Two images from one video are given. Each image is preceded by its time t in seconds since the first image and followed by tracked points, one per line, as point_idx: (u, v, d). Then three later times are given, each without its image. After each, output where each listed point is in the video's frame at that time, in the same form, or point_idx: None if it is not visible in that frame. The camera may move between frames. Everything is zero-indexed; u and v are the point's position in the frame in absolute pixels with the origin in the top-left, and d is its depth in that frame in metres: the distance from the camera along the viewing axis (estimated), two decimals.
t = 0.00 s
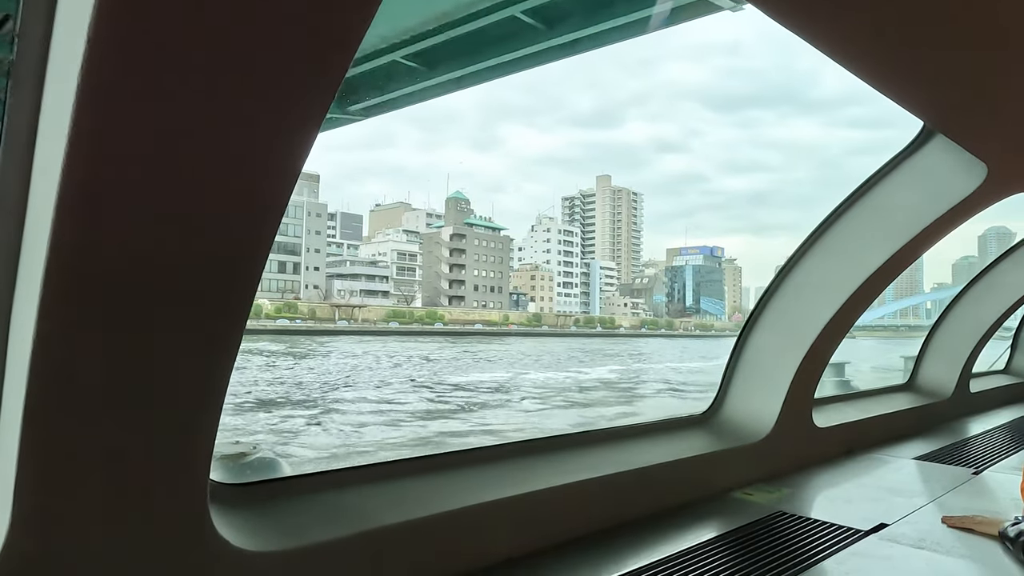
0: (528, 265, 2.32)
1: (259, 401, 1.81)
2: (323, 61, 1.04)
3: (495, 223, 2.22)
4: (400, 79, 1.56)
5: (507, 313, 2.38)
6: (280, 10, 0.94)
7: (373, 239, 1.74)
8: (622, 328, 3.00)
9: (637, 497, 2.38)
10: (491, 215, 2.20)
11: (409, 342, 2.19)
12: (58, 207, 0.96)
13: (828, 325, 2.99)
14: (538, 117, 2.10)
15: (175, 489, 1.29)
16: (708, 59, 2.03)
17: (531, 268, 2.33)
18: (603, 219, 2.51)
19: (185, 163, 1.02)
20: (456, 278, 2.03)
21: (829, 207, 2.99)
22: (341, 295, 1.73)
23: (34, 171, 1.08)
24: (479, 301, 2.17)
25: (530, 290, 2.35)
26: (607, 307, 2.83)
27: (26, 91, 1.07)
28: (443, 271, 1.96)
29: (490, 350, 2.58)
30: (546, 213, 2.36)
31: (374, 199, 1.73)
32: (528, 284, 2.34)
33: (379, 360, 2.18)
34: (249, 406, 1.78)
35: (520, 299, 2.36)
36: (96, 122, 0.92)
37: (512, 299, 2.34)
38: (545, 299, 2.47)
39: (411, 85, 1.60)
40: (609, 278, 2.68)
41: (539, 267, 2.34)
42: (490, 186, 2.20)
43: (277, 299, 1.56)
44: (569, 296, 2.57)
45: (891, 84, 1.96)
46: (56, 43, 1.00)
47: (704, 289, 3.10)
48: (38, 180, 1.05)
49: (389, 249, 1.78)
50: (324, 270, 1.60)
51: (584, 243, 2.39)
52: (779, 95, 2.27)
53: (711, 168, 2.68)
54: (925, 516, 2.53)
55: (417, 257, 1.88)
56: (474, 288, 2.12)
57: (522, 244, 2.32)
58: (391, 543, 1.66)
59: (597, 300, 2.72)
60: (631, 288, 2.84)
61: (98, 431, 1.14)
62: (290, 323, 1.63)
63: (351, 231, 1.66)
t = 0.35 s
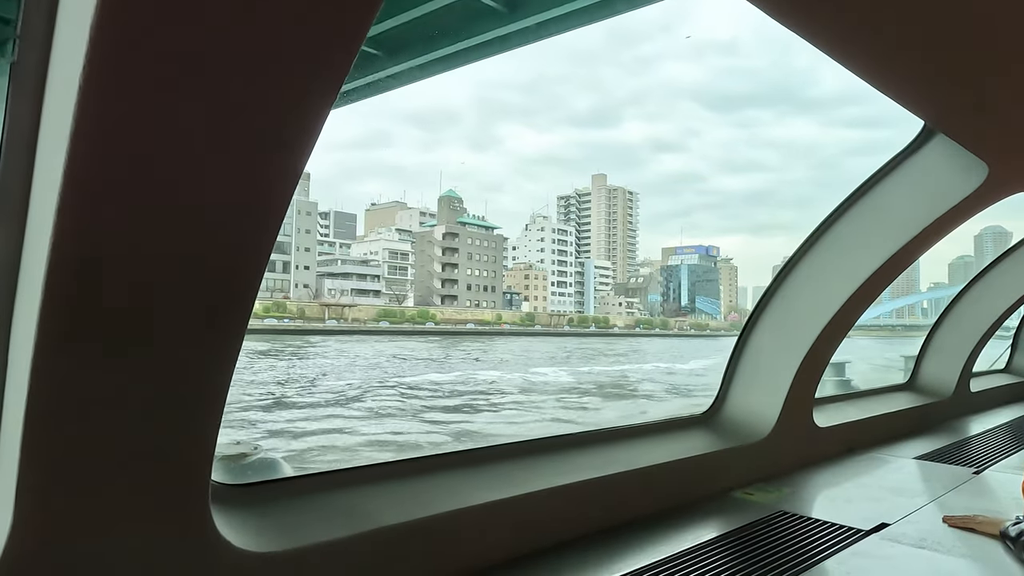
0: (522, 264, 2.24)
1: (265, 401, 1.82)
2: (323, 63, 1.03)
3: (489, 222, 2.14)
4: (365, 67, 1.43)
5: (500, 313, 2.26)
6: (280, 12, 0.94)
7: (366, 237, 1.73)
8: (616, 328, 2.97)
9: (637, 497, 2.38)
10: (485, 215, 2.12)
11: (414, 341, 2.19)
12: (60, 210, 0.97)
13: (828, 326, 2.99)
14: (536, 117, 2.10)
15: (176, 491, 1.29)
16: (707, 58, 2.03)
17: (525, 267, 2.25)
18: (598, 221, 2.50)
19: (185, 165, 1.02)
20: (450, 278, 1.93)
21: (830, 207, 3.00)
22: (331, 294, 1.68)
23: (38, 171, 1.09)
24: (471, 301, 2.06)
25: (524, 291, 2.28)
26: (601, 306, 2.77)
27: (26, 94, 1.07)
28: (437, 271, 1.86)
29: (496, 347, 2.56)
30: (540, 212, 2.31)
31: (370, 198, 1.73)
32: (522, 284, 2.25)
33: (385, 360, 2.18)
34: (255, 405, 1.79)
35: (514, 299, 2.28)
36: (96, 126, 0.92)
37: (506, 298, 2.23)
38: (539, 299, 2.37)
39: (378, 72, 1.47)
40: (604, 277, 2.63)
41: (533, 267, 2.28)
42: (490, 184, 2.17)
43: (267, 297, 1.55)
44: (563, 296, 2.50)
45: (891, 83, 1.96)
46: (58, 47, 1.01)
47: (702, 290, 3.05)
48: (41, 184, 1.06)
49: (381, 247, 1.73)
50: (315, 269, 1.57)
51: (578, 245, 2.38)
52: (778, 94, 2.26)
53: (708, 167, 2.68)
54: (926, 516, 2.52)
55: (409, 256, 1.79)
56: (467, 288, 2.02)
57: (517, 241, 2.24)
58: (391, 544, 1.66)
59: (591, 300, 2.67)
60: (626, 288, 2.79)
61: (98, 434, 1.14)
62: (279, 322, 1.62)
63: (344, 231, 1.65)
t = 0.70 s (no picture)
0: (517, 263, 2.20)
1: (266, 400, 1.81)
2: (324, 63, 1.03)
3: (483, 220, 2.12)
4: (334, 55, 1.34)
5: (494, 313, 2.23)
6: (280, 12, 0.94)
7: (360, 236, 1.73)
8: (612, 327, 2.91)
9: (638, 497, 2.37)
10: (479, 213, 2.12)
11: (411, 339, 2.18)
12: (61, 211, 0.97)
13: (826, 327, 2.99)
14: (533, 117, 2.06)
15: (177, 491, 1.29)
16: (706, 58, 2.03)
17: (520, 266, 2.20)
18: (594, 214, 2.46)
19: (187, 166, 1.02)
20: (443, 277, 1.94)
21: (833, 206, 3.00)
22: (322, 293, 1.65)
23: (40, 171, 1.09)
24: (465, 301, 2.04)
25: (518, 291, 2.22)
26: (597, 305, 2.73)
27: (26, 95, 1.07)
28: (429, 270, 1.88)
29: (495, 349, 2.55)
30: (535, 211, 2.26)
31: (365, 199, 1.70)
32: (517, 283, 2.20)
33: (384, 357, 2.18)
34: (256, 406, 1.77)
35: (508, 299, 2.22)
36: (97, 127, 0.92)
37: (499, 298, 2.18)
38: (534, 298, 2.34)
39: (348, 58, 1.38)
40: (599, 276, 2.60)
41: (528, 266, 2.23)
42: (491, 184, 2.14)
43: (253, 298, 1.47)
44: (558, 292, 2.43)
45: (891, 83, 1.96)
46: (59, 49, 1.01)
47: (699, 289, 3.02)
48: (43, 185, 1.06)
49: (374, 246, 1.75)
50: (307, 268, 1.52)
51: (573, 243, 2.35)
52: (778, 94, 2.26)
53: (707, 167, 2.66)
54: (928, 516, 2.52)
55: (401, 255, 1.81)
56: (461, 287, 2.00)
57: (511, 239, 2.20)
58: (392, 544, 1.66)
59: (586, 299, 2.64)
60: (621, 287, 2.73)
61: (99, 434, 1.14)
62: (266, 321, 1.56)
63: (339, 230, 1.63)
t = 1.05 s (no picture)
0: (512, 262, 2.13)
1: (267, 399, 1.80)
2: (325, 63, 1.03)
3: (478, 220, 2.05)
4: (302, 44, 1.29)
5: (488, 313, 2.14)
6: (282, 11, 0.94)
7: (354, 236, 1.69)
8: (607, 327, 2.77)
9: (640, 498, 2.37)
10: (473, 211, 2.05)
11: (413, 342, 2.12)
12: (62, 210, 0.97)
13: (829, 330, 3.01)
14: (533, 117, 2.04)
15: (179, 492, 1.28)
16: (706, 58, 2.03)
17: (515, 266, 2.14)
18: (592, 212, 2.46)
19: (188, 167, 1.02)
20: (437, 276, 1.87)
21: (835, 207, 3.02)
22: (313, 293, 1.63)
23: (39, 173, 1.09)
24: (460, 301, 1.98)
25: (514, 290, 2.15)
26: (594, 305, 2.61)
27: (28, 96, 1.07)
28: (423, 269, 1.81)
29: (498, 349, 2.50)
30: (530, 210, 2.24)
31: (364, 197, 1.69)
32: (512, 283, 2.12)
33: (387, 361, 2.12)
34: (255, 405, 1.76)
35: (503, 299, 2.13)
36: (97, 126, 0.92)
37: (495, 298, 2.09)
38: (529, 298, 2.26)
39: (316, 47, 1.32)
40: (596, 276, 2.53)
41: (524, 265, 2.16)
42: (490, 185, 2.11)
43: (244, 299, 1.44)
44: (554, 293, 2.36)
45: (895, 82, 1.96)
46: (60, 50, 1.01)
47: (694, 288, 2.97)
48: (43, 186, 1.06)
49: (366, 246, 1.70)
50: (298, 268, 1.50)
51: (569, 241, 2.30)
52: (778, 94, 2.27)
53: (704, 167, 2.64)
54: (931, 516, 2.51)
55: (395, 255, 1.75)
56: (455, 287, 1.94)
57: (507, 239, 2.14)
58: (394, 545, 1.65)
59: (582, 299, 2.53)
60: (619, 287, 2.68)
61: (101, 435, 1.14)
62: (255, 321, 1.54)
63: (333, 229, 1.59)
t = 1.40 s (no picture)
0: (507, 261, 2.15)
1: (276, 404, 1.81)
2: (328, 67, 1.03)
3: (472, 218, 2.06)
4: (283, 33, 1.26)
5: (482, 311, 2.13)
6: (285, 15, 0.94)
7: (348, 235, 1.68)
8: (602, 326, 2.70)
9: (642, 496, 2.37)
10: (467, 210, 2.04)
11: (402, 338, 2.05)
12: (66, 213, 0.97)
13: (830, 332, 3.05)
14: (531, 115, 2.00)
15: (183, 495, 1.28)
16: (705, 57, 2.04)
17: (510, 264, 2.15)
18: (588, 219, 2.41)
19: (191, 171, 1.02)
20: (430, 275, 1.88)
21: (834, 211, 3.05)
22: (304, 292, 1.60)
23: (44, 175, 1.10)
24: (453, 300, 1.98)
25: (508, 289, 2.16)
26: (589, 305, 2.57)
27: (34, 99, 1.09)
28: (417, 267, 1.84)
29: (492, 347, 2.40)
30: (525, 209, 2.21)
31: (362, 196, 1.68)
32: (506, 281, 2.14)
33: (376, 359, 2.05)
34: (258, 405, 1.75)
35: (497, 298, 2.14)
36: (101, 130, 0.92)
37: (489, 296, 2.11)
38: (524, 296, 2.27)
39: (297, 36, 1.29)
40: (592, 276, 2.51)
41: (518, 264, 2.18)
42: (486, 184, 2.08)
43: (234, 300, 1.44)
44: (549, 291, 2.34)
45: (898, 79, 1.95)
46: (64, 54, 1.02)
47: (689, 288, 2.93)
48: (48, 187, 1.07)
49: (358, 244, 1.71)
50: (289, 267, 1.49)
51: (564, 240, 2.31)
52: (777, 94, 2.28)
53: (703, 166, 2.63)
54: (934, 516, 2.51)
55: (388, 253, 1.79)
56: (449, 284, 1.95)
57: (501, 237, 2.15)
58: (398, 545, 1.66)
59: (578, 297, 2.50)
60: (614, 286, 2.62)
61: (103, 438, 1.14)
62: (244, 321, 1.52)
63: (329, 228, 1.58)
